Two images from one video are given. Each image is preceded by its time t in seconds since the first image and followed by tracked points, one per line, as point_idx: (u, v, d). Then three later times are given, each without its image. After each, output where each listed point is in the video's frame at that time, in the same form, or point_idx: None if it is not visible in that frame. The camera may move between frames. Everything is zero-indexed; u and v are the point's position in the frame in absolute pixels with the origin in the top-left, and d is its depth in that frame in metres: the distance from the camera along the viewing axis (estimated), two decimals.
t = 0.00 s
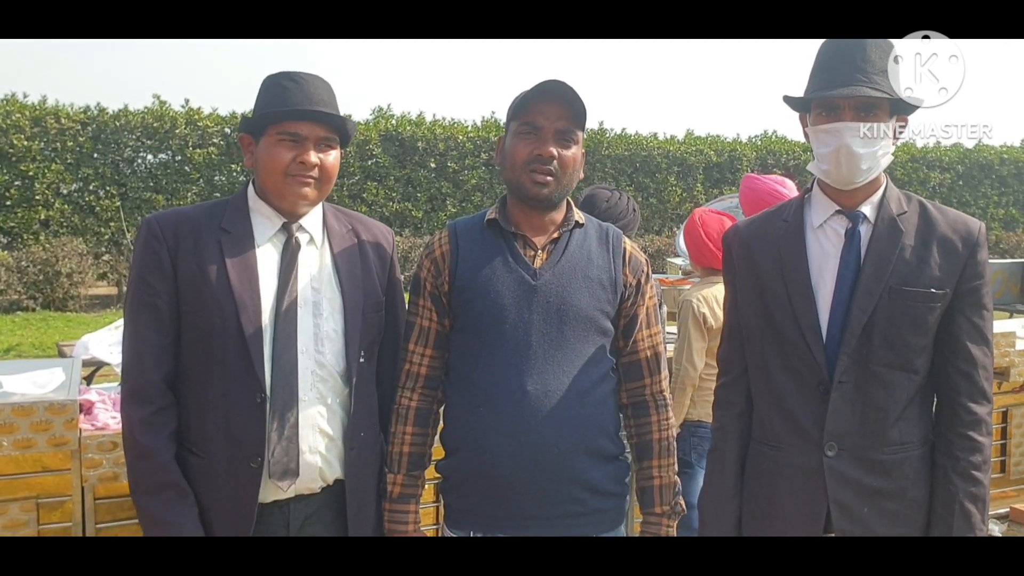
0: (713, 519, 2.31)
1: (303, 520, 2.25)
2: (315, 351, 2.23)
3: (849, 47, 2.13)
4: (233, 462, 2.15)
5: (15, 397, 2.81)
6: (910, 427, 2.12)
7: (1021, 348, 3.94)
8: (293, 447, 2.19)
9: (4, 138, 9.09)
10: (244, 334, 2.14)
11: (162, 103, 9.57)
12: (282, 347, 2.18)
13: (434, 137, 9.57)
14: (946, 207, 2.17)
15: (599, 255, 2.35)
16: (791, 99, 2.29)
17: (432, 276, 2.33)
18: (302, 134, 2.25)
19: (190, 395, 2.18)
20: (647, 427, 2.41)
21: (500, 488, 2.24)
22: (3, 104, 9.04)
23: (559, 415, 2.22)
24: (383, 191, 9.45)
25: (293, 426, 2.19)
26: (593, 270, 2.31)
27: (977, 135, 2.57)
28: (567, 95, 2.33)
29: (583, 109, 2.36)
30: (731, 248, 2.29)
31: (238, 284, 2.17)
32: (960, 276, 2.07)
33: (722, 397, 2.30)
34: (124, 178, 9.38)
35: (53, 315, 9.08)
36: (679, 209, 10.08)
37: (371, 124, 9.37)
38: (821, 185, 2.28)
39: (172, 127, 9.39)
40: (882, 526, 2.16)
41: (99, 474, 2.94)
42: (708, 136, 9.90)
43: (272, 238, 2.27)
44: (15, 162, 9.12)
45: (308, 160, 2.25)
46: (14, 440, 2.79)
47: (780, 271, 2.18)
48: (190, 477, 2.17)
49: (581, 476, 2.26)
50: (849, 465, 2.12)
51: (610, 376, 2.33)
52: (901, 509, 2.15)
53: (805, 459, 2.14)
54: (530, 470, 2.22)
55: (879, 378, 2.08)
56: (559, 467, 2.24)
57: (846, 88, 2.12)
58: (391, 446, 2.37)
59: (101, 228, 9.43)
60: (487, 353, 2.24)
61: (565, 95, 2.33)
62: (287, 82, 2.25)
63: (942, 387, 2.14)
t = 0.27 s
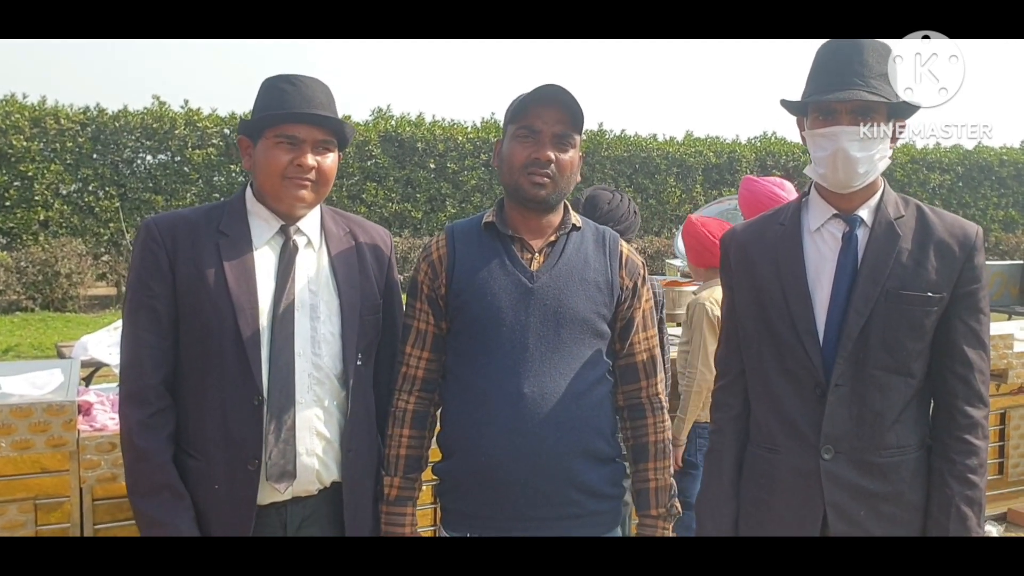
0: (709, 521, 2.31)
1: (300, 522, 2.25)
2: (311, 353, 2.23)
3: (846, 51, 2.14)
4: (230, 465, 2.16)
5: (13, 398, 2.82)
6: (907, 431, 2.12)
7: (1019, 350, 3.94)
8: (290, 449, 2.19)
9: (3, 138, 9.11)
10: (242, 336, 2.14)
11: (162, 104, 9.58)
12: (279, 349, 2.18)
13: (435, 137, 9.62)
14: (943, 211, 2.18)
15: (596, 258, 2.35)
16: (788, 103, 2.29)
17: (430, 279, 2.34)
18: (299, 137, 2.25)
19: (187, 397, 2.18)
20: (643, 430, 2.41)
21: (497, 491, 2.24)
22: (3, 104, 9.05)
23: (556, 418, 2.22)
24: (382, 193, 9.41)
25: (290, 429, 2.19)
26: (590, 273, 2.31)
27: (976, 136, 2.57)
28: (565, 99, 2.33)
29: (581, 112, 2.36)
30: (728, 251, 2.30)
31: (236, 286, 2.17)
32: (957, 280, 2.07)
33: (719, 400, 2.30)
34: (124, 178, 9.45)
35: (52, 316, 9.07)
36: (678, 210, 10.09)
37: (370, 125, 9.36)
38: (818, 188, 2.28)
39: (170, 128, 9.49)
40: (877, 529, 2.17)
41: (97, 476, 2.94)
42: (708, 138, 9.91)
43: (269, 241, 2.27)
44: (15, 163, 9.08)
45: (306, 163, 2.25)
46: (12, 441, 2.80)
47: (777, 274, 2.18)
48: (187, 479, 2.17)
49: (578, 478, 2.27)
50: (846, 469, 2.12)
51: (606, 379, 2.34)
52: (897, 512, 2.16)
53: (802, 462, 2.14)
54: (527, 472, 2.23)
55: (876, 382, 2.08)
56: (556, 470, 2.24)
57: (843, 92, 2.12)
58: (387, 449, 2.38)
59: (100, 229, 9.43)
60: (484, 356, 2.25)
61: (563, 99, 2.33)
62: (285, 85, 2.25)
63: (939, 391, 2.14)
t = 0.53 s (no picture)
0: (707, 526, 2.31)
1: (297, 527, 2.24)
2: (308, 358, 2.23)
3: (843, 56, 2.14)
4: (227, 469, 2.15)
5: (11, 403, 2.81)
6: (904, 436, 2.12)
7: (1018, 355, 3.94)
8: (287, 453, 2.18)
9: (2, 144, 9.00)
10: (239, 341, 2.14)
11: (162, 109, 9.59)
12: (276, 354, 2.17)
13: (434, 142, 9.60)
14: (940, 216, 2.18)
15: (593, 263, 2.35)
16: (786, 108, 2.29)
17: (427, 284, 2.34)
18: (297, 142, 2.25)
19: (185, 402, 2.18)
20: (641, 435, 2.41)
21: (494, 496, 2.24)
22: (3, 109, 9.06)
23: (553, 423, 2.22)
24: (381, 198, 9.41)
25: (287, 433, 2.18)
26: (587, 278, 2.31)
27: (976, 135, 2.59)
28: (563, 104, 2.33)
29: (579, 117, 2.36)
30: (726, 256, 2.30)
31: (233, 291, 2.17)
32: (954, 286, 2.07)
33: (716, 404, 2.30)
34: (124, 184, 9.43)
35: (51, 321, 9.06)
36: (677, 215, 10.09)
37: (370, 130, 9.38)
38: (815, 193, 2.28)
39: (170, 133, 9.51)
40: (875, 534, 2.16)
41: (95, 481, 2.93)
42: (707, 143, 9.93)
43: (267, 246, 2.27)
44: (14, 168, 8.97)
45: (303, 168, 2.25)
46: (10, 446, 2.79)
47: (774, 279, 2.18)
48: (184, 484, 2.17)
49: (575, 483, 2.26)
50: (843, 473, 2.12)
51: (604, 384, 2.34)
52: (894, 517, 2.15)
53: (799, 467, 2.14)
54: (525, 477, 2.22)
55: (873, 387, 2.08)
56: (554, 475, 2.24)
57: (840, 97, 2.12)
58: (384, 454, 2.37)
59: (100, 234, 9.43)
60: (481, 361, 2.24)
61: (561, 104, 2.34)
62: (283, 90, 2.26)
63: (935, 397, 2.14)
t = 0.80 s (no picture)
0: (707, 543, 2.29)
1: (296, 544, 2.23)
2: (308, 373, 2.23)
3: (841, 73, 2.15)
4: (227, 485, 2.15)
5: (10, 418, 2.81)
6: (905, 452, 2.11)
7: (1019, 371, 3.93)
8: (286, 468, 2.18)
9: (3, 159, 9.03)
10: (239, 356, 2.14)
11: (164, 125, 9.63)
12: (276, 369, 2.17)
13: (435, 158, 9.65)
14: (940, 232, 2.18)
15: (593, 278, 2.35)
16: (785, 124, 2.31)
17: (427, 299, 2.34)
18: (298, 157, 2.26)
19: (185, 417, 2.17)
20: (641, 451, 2.40)
21: (494, 512, 2.23)
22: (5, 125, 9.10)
23: (554, 438, 2.22)
24: (382, 213, 9.42)
25: (287, 449, 2.18)
26: (587, 293, 2.32)
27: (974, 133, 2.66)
28: (563, 121, 2.34)
29: (579, 134, 2.38)
30: (726, 271, 2.30)
31: (234, 306, 2.17)
32: (954, 301, 2.07)
33: (717, 420, 2.29)
34: (125, 200, 9.45)
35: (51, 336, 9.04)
36: (678, 230, 10.10)
37: (370, 146, 9.41)
38: (815, 209, 2.29)
39: (172, 148, 9.50)
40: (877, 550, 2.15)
41: (94, 496, 2.92)
42: (706, 158, 9.96)
43: (267, 261, 2.28)
44: (15, 183, 9.04)
45: (304, 184, 2.26)
46: (9, 461, 2.79)
47: (774, 294, 2.18)
48: (183, 499, 2.16)
49: (576, 499, 2.25)
50: (844, 490, 2.11)
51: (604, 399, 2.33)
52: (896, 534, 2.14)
53: (801, 483, 2.13)
54: (525, 493, 2.21)
55: (874, 403, 2.08)
56: (554, 490, 2.23)
57: (839, 114, 2.13)
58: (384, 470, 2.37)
59: (101, 249, 9.44)
60: (481, 376, 2.24)
61: (561, 121, 2.35)
62: (284, 106, 2.27)
63: (936, 413, 2.13)
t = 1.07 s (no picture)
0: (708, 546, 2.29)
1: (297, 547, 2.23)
2: (309, 376, 2.23)
3: (842, 79, 2.16)
4: (228, 488, 2.15)
5: (11, 421, 2.81)
6: (905, 456, 2.12)
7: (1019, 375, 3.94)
8: (287, 471, 2.18)
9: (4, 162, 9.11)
10: (240, 359, 2.14)
11: (164, 128, 9.64)
12: (277, 373, 2.18)
13: (434, 161, 9.62)
14: (941, 237, 2.19)
15: (594, 282, 2.36)
16: (786, 129, 2.31)
17: (429, 303, 2.34)
18: (299, 161, 2.27)
19: (185, 421, 2.17)
20: (642, 455, 2.41)
21: (495, 515, 2.23)
22: (6, 128, 9.11)
23: (554, 442, 2.22)
24: (382, 215, 9.48)
25: (288, 452, 2.18)
26: (588, 297, 2.32)
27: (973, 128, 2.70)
28: (563, 125, 2.35)
29: (580, 138, 2.38)
30: (727, 276, 2.31)
31: (235, 309, 2.17)
32: (955, 306, 2.08)
33: (718, 424, 2.30)
34: (125, 203, 9.45)
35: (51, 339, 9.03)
36: (677, 234, 10.11)
37: (371, 149, 9.45)
38: (816, 214, 2.29)
39: (172, 151, 9.50)
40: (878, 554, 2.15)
41: (95, 499, 2.92)
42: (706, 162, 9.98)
43: (268, 264, 2.28)
44: (15, 186, 9.10)
45: (305, 187, 2.26)
46: (10, 464, 2.79)
47: (774, 298, 2.19)
48: (184, 503, 2.16)
49: (576, 503, 2.26)
50: (845, 494, 2.12)
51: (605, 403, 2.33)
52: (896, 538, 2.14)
53: (801, 487, 2.14)
54: (526, 496, 2.22)
55: (874, 407, 2.08)
56: (555, 494, 2.23)
57: (839, 118, 2.14)
58: (386, 473, 2.36)
59: (100, 252, 9.44)
60: (483, 380, 2.25)
61: (562, 125, 2.35)
62: (285, 110, 2.28)
63: (937, 418, 2.13)
